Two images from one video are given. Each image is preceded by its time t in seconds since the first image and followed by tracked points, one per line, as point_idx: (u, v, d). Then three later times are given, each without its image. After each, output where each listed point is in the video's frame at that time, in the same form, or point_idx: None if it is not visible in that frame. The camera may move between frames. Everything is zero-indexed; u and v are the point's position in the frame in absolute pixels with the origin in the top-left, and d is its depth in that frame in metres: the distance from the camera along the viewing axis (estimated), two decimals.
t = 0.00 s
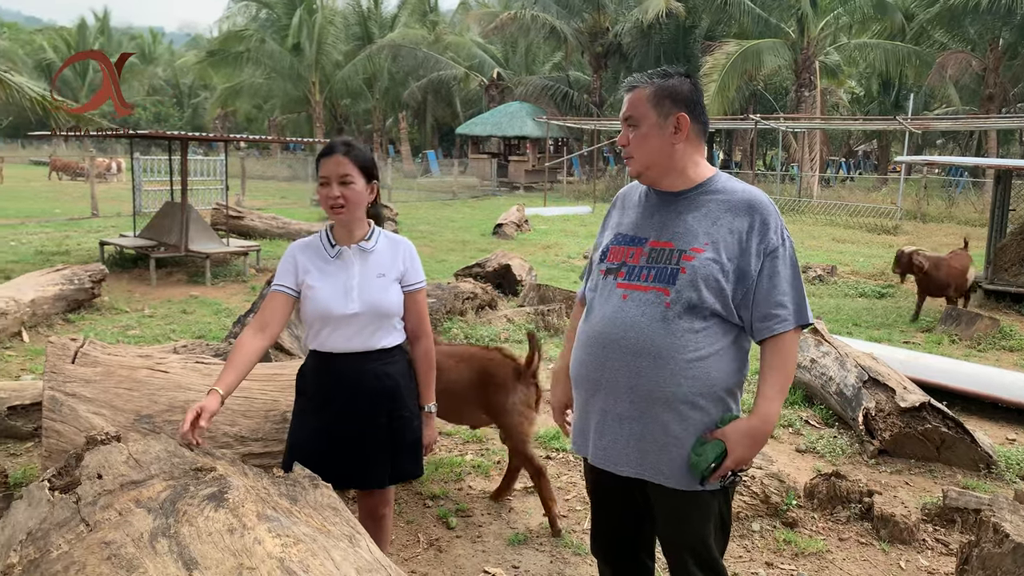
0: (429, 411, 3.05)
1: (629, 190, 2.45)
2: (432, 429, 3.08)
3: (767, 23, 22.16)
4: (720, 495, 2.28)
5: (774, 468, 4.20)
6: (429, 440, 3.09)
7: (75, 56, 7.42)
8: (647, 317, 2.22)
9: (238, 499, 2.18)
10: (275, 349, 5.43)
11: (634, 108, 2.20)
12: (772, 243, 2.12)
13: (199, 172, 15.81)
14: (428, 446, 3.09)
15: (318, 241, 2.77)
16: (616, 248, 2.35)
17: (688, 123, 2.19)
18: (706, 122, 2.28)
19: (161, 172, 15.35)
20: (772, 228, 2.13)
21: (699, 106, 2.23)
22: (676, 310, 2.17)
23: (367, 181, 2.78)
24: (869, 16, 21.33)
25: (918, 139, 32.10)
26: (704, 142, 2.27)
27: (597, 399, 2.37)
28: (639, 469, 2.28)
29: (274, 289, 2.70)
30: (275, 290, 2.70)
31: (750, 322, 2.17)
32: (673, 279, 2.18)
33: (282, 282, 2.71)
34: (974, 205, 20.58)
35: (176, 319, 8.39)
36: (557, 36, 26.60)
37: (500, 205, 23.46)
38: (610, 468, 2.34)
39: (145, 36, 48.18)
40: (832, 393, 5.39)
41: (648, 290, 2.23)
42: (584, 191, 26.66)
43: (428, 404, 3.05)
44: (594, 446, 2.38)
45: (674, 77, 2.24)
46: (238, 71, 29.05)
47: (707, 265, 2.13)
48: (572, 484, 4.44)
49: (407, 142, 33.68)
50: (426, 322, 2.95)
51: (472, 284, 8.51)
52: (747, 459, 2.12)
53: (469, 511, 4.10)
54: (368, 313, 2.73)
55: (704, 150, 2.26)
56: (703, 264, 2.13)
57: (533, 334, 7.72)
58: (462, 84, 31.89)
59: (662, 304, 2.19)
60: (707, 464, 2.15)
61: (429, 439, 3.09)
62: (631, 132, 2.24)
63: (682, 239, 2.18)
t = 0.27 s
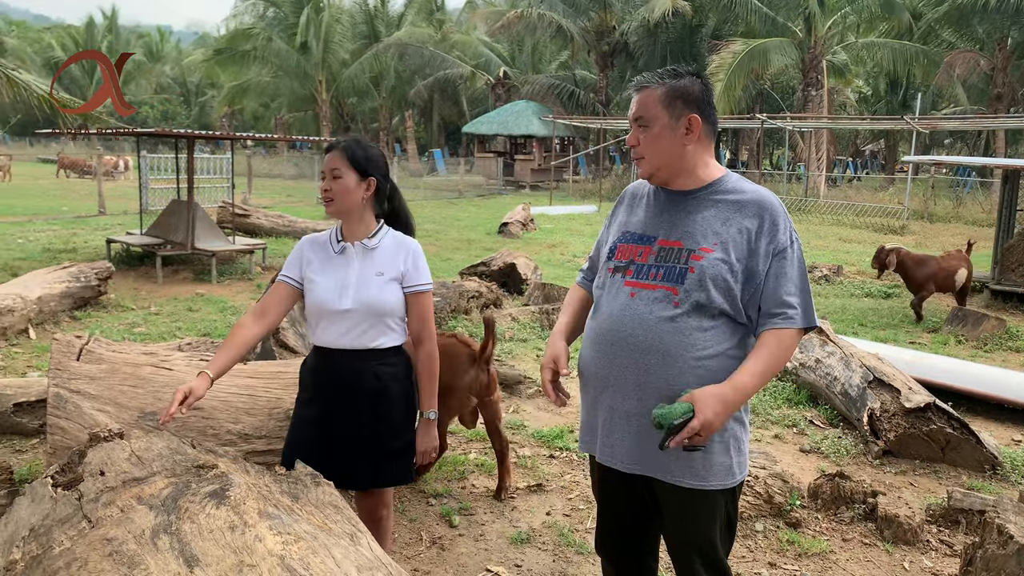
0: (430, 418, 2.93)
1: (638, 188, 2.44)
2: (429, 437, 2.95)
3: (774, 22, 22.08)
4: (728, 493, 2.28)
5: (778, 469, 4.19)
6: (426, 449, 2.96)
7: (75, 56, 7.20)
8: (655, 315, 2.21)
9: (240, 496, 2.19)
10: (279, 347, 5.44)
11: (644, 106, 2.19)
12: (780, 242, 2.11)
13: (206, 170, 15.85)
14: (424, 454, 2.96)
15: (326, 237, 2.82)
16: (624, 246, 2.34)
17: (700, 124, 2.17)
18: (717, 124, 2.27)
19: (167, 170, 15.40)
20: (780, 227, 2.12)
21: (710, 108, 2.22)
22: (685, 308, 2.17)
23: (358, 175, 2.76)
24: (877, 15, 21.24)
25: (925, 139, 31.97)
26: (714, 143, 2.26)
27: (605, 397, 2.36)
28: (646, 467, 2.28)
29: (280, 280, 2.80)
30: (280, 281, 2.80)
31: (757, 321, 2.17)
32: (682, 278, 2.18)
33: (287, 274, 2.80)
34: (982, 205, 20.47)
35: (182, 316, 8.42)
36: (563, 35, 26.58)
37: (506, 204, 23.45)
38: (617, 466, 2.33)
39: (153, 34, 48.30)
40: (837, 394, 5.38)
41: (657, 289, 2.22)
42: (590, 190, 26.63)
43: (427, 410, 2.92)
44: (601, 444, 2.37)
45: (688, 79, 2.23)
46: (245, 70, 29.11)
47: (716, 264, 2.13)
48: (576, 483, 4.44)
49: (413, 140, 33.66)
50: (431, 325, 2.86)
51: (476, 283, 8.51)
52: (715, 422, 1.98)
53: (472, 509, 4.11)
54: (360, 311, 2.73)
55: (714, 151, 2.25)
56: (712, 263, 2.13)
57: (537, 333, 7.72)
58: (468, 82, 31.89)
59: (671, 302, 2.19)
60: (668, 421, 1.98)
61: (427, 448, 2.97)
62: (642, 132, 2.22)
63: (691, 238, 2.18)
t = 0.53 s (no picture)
0: (419, 425, 2.77)
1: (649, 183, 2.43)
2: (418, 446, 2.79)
3: (776, 19, 22.03)
4: (736, 493, 2.28)
5: (778, 467, 4.19)
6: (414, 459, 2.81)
7: (76, 56, 7.13)
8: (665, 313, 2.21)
9: (238, 495, 2.20)
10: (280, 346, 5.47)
11: (674, 103, 2.14)
12: (789, 239, 2.10)
13: (208, 169, 15.86)
14: (412, 462, 2.81)
15: (332, 236, 2.87)
16: (633, 241, 2.34)
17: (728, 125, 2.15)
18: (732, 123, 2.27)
19: (169, 169, 15.42)
20: (788, 224, 2.12)
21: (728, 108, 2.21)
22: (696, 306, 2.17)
23: (351, 172, 2.76)
24: (879, 13, 21.19)
25: (927, 137, 31.90)
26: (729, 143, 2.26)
27: (614, 395, 2.35)
28: (654, 464, 2.28)
29: (284, 275, 2.91)
30: (284, 275, 2.91)
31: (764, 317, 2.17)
32: (692, 276, 2.17)
33: (291, 269, 2.91)
34: (984, 203, 20.42)
35: (184, 315, 8.43)
36: (565, 33, 26.56)
37: (508, 203, 23.44)
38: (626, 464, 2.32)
39: (155, 34, 48.36)
40: (838, 392, 5.38)
41: (667, 287, 2.22)
42: (592, 188, 26.62)
43: (417, 416, 2.76)
44: (611, 442, 2.37)
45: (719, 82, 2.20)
46: (246, 69, 29.11)
47: (726, 262, 2.13)
48: (576, 481, 4.44)
49: (414, 139, 33.65)
50: (424, 325, 2.74)
51: (478, 282, 8.51)
52: (660, 329, 2.03)
53: (473, 507, 4.11)
54: (351, 308, 2.73)
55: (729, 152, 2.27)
56: (722, 261, 2.13)
57: (539, 332, 7.72)
58: (470, 81, 31.88)
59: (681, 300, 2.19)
60: (619, 301, 2.13)
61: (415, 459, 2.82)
62: (672, 130, 2.17)
63: (702, 237, 2.18)
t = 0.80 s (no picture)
0: (392, 423, 2.74)
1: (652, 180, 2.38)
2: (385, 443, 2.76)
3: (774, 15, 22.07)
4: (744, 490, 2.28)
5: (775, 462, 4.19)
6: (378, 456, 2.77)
7: (75, 56, 7.11)
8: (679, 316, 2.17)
9: (234, 492, 2.21)
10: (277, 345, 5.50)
11: (704, 105, 2.08)
12: (801, 238, 2.10)
13: (207, 168, 15.86)
14: (377, 459, 2.78)
15: (332, 233, 2.91)
16: (642, 240, 2.28)
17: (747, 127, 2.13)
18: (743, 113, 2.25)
19: (168, 169, 15.42)
20: (799, 223, 2.12)
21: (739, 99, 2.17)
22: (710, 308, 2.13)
23: (345, 172, 2.76)
24: (876, 8, 21.19)
25: (926, 131, 31.87)
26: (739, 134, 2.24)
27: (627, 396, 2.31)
28: (674, 462, 2.25)
29: (286, 269, 2.97)
30: (287, 270, 2.96)
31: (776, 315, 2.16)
32: (706, 278, 2.13)
33: (294, 264, 2.95)
34: (983, 197, 20.41)
35: (182, 315, 8.44)
36: (563, 30, 26.55)
37: (507, 200, 23.44)
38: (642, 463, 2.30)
39: (154, 34, 48.35)
40: (835, 386, 5.39)
41: (680, 287, 2.17)
42: (591, 185, 26.64)
43: (390, 415, 2.73)
44: (624, 442, 2.33)
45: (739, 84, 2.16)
46: (245, 68, 29.11)
47: (740, 264, 2.10)
48: (574, 477, 4.46)
49: (413, 137, 33.63)
50: (417, 325, 2.73)
51: (476, 279, 8.52)
52: (688, 329, 1.99)
53: (471, 504, 4.12)
54: (338, 304, 2.74)
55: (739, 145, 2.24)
56: (736, 262, 2.10)
57: (537, 329, 7.73)
58: (468, 78, 31.89)
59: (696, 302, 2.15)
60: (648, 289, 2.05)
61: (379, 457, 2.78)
62: (704, 133, 2.11)
63: (715, 237, 2.14)
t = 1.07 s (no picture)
0: (341, 393, 2.63)
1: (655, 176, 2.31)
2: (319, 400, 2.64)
3: (776, 11, 22.07)
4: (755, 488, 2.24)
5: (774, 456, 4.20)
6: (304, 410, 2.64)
7: (76, 56, 7.05)
8: (700, 313, 2.14)
9: (233, 487, 2.22)
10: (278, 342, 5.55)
11: (704, 106, 2.04)
12: (816, 233, 2.12)
13: (208, 166, 15.88)
14: (304, 415, 2.64)
15: (336, 229, 2.93)
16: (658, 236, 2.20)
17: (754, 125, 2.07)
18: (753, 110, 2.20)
19: (170, 167, 15.45)
20: (813, 218, 2.12)
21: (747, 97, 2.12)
22: (732, 304, 2.11)
23: (344, 171, 2.77)
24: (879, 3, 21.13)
25: (929, 126, 31.80)
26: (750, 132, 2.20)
27: (644, 393, 2.24)
28: (696, 462, 2.19)
29: (290, 265, 3.00)
30: (291, 266, 2.98)
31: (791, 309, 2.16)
32: (727, 275, 2.11)
33: (297, 261, 2.98)
34: (986, 192, 20.38)
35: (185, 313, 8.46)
36: (565, 26, 26.52)
37: (509, 197, 23.46)
38: (659, 463, 2.23)
39: (155, 32, 48.32)
40: (835, 381, 5.40)
41: (700, 284, 2.14)
42: (593, 182, 26.66)
43: (340, 385, 2.63)
44: (641, 441, 2.25)
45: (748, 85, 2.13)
46: (247, 65, 29.10)
47: (761, 259, 2.08)
48: (574, 473, 4.48)
49: (415, 134, 33.64)
50: (407, 317, 2.71)
51: (478, 276, 8.52)
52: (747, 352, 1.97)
53: (471, 499, 4.13)
54: (337, 299, 2.77)
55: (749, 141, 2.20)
56: (757, 259, 2.08)
57: (538, 325, 7.75)
58: (470, 75, 31.89)
59: (716, 299, 2.13)
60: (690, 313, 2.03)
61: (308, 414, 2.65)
62: (707, 132, 2.07)
63: (733, 235, 2.10)
